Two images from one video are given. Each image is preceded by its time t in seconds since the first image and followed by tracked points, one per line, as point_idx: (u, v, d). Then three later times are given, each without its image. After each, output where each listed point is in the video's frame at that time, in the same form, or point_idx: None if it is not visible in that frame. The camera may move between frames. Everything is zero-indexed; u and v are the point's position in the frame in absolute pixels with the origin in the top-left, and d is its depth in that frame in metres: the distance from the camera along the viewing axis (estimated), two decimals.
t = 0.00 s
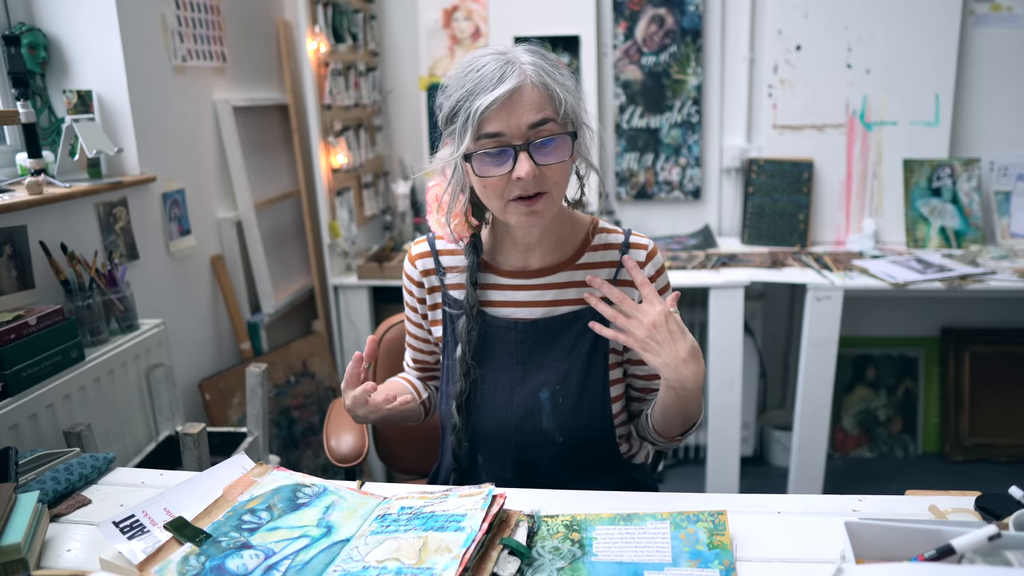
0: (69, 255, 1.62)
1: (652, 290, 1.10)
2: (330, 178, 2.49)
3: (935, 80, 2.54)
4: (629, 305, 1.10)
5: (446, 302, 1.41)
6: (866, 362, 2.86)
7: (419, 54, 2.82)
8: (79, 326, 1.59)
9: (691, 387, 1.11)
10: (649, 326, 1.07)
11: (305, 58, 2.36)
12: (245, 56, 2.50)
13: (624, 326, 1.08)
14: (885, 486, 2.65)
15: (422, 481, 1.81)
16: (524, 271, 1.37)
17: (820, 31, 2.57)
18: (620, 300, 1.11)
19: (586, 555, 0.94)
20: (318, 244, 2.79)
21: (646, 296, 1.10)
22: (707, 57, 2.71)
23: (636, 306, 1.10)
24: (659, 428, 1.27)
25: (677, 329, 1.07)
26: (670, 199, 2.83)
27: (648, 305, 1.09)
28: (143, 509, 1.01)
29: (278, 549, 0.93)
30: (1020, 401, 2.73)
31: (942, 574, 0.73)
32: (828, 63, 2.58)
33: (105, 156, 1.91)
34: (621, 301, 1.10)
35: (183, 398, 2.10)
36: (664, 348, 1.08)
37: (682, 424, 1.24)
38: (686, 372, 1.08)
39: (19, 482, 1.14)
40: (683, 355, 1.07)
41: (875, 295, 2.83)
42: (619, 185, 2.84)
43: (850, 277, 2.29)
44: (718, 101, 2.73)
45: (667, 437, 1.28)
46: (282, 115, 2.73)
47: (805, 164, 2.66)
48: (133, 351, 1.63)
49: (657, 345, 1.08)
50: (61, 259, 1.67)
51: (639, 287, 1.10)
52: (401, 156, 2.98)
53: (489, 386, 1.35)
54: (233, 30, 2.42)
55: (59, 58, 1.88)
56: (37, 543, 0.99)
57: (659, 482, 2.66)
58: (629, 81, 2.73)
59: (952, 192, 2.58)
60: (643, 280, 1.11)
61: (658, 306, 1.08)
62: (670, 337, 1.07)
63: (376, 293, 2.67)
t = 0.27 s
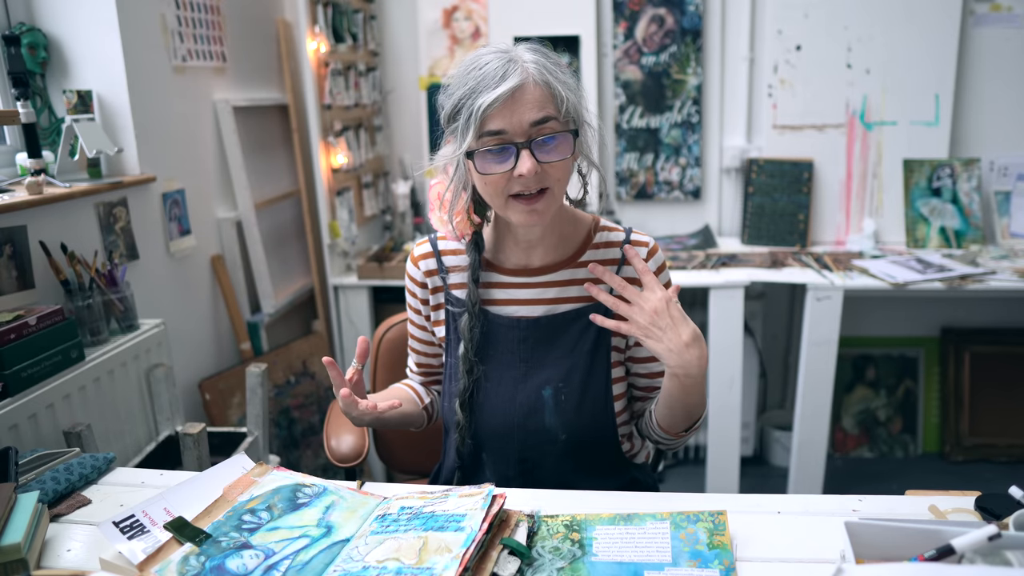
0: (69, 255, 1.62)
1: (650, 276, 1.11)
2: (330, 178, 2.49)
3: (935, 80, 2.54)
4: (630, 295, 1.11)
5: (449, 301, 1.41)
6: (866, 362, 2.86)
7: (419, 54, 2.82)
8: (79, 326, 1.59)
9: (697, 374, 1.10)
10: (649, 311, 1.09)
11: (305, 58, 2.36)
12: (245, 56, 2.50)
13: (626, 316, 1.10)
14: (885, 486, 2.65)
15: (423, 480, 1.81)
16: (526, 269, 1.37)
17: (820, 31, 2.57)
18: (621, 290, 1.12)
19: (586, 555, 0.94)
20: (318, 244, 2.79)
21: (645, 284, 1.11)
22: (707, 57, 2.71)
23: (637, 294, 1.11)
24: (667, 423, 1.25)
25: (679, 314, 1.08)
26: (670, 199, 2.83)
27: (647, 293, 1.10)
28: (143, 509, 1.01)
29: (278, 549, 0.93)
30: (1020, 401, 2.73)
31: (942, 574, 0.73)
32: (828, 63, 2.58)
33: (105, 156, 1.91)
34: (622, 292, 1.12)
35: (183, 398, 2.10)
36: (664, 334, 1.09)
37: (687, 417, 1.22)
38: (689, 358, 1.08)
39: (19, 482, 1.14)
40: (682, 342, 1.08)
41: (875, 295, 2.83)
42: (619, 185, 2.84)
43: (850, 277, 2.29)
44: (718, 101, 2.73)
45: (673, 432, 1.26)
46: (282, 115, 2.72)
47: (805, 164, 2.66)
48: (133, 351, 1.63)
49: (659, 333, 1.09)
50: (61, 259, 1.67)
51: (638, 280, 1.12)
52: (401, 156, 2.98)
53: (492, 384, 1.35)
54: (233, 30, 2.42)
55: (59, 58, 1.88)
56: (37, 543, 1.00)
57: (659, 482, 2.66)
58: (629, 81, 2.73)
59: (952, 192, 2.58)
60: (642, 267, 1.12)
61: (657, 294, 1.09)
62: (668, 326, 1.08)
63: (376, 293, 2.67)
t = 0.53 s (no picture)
0: (69, 255, 1.62)
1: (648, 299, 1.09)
2: (330, 178, 2.49)
3: (935, 80, 2.54)
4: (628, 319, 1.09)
5: (448, 301, 1.41)
6: (866, 362, 2.86)
7: (419, 54, 2.82)
8: (79, 326, 1.59)
9: (697, 400, 1.09)
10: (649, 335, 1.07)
11: (305, 58, 2.36)
12: (245, 56, 2.50)
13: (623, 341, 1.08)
14: (885, 486, 2.65)
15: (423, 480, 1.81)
16: (525, 269, 1.37)
17: (820, 31, 2.57)
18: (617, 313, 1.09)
19: (586, 555, 0.94)
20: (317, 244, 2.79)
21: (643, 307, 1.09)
22: (707, 57, 2.71)
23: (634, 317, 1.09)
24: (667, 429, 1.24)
25: (676, 342, 1.06)
26: (670, 199, 2.83)
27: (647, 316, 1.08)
28: (143, 509, 1.01)
29: (278, 549, 0.93)
30: (1020, 401, 2.73)
31: (942, 574, 0.73)
32: (828, 63, 2.58)
33: (105, 156, 1.91)
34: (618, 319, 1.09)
35: (183, 398, 2.10)
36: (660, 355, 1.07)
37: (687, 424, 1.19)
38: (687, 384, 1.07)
39: (19, 482, 1.14)
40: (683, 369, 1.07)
41: (875, 296, 2.83)
42: (619, 185, 2.84)
43: (850, 277, 2.29)
44: (718, 101, 2.74)
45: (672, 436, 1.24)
46: (282, 115, 2.72)
47: (805, 164, 2.66)
48: (133, 351, 1.63)
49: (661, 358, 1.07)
50: (61, 259, 1.67)
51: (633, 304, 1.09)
52: (401, 156, 2.98)
53: (491, 383, 1.35)
54: (233, 30, 2.42)
55: (59, 58, 1.88)
56: (37, 543, 1.00)
57: (659, 482, 2.66)
58: (629, 81, 2.73)
59: (952, 192, 2.58)
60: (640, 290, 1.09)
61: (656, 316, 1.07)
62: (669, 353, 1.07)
63: (376, 293, 2.67)
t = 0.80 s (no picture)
0: (69, 255, 1.62)
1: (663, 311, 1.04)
2: (330, 178, 2.49)
3: (935, 80, 2.54)
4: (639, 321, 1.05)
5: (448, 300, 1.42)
6: (866, 362, 2.86)
7: (419, 54, 2.82)
8: (79, 326, 1.59)
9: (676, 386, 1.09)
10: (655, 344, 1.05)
11: (305, 58, 2.36)
12: (245, 56, 2.50)
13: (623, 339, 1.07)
14: (885, 486, 2.65)
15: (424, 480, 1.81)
16: (524, 267, 1.38)
17: (820, 32, 2.57)
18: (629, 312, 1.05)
19: (586, 555, 0.94)
20: (318, 244, 2.79)
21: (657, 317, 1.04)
22: (707, 57, 2.71)
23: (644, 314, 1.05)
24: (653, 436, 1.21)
25: (660, 319, 1.04)
26: (670, 199, 2.83)
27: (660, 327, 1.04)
28: (143, 509, 1.01)
29: (278, 549, 0.93)
30: (1020, 401, 2.73)
31: (942, 574, 0.73)
32: (829, 63, 2.58)
33: (106, 156, 1.91)
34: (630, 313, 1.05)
35: (183, 398, 2.10)
36: (645, 340, 1.05)
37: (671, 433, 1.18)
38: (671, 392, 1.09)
39: (19, 482, 1.14)
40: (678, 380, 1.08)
41: (875, 296, 2.83)
42: (619, 185, 2.84)
43: (850, 277, 2.29)
44: (718, 101, 2.74)
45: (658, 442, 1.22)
46: (282, 115, 2.72)
47: (805, 164, 2.66)
48: (133, 351, 1.63)
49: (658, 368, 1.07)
50: (61, 260, 1.67)
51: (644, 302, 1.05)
52: (401, 156, 2.98)
53: (490, 381, 1.35)
54: (233, 30, 2.42)
55: (59, 58, 1.88)
56: (37, 543, 0.99)
57: (658, 482, 2.66)
58: (629, 81, 2.73)
59: (952, 192, 2.58)
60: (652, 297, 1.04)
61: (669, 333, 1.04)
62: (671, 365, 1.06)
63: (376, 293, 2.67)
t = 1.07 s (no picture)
0: (69, 255, 1.62)
1: (640, 357, 0.98)
2: (330, 178, 2.49)
3: (935, 80, 2.54)
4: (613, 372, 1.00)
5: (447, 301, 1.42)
6: (866, 362, 2.86)
7: (419, 54, 2.82)
8: (79, 326, 1.59)
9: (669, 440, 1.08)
10: (635, 395, 1.01)
11: (305, 58, 2.36)
12: (245, 56, 2.50)
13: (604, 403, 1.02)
14: (885, 486, 2.65)
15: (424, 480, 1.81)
16: (525, 268, 1.38)
17: (820, 31, 2.57)
18: (601, 367, 1.00)
19: (586, 555, 0.94)
20: (318, 244, 2.79)
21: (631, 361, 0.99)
22: (707, 57, 2.71)
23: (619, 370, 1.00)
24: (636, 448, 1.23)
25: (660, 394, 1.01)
26: (670, 199, 2.83)
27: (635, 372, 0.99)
28: (143, 509, 1.01)
29: (278, 548, 0.93)
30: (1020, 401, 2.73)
31: (942, 574, 0.73)
32: (828, 63, 2.58)
33: (105, 156, 1.91)
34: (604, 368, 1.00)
35: (183, 398, 2.10)
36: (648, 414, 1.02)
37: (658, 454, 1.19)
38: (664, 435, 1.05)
39: (19, 482, 1.14)
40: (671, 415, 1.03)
41: (875, 295, 2.83)
42: (619, 185, 2.84)
43: (850, 277, 2.29)
44: (718, 101, 2.74)
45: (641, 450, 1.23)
46: (282, 115, 2.72)
47: (805, 164, 2.66)
48: (132, 351, 1.63)
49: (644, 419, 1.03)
50: (61, 259, 1.67)
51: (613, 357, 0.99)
52: (401, 156, 2.98)
53: (489, 383, 1.35)
54: (233, 30, 2.42)
55: (59, 58, 1.88)
56: (37, 543, 0.99)
57: (659, 482, 2.66)
58: (629, 81, 2.73)
59: (952, 192, 2.58)
60: (631, 345, 0.97)
61: (645, 374, 0.99)
62: (658, 407, 1.02)
63: (376, 293, 2.67)
